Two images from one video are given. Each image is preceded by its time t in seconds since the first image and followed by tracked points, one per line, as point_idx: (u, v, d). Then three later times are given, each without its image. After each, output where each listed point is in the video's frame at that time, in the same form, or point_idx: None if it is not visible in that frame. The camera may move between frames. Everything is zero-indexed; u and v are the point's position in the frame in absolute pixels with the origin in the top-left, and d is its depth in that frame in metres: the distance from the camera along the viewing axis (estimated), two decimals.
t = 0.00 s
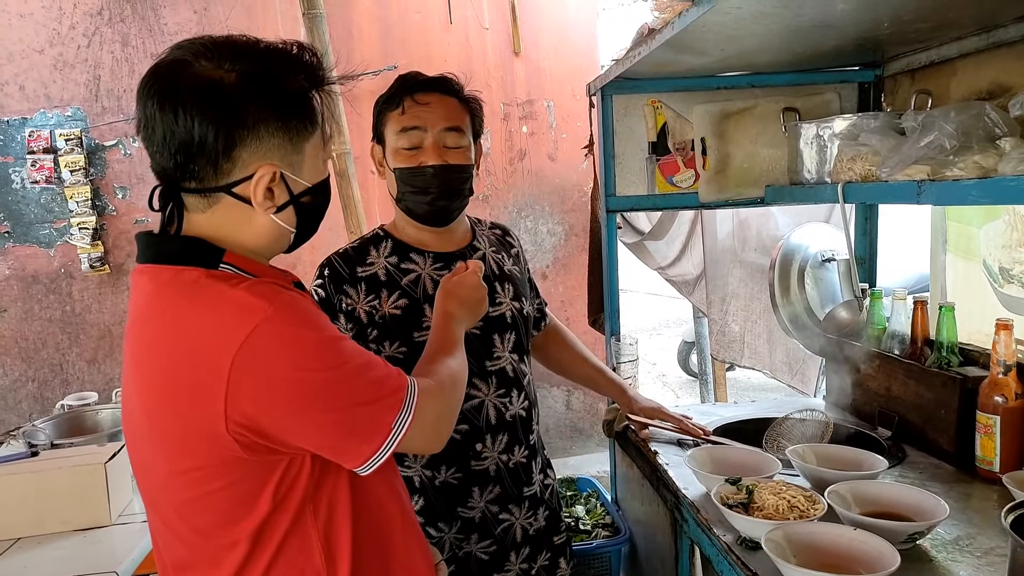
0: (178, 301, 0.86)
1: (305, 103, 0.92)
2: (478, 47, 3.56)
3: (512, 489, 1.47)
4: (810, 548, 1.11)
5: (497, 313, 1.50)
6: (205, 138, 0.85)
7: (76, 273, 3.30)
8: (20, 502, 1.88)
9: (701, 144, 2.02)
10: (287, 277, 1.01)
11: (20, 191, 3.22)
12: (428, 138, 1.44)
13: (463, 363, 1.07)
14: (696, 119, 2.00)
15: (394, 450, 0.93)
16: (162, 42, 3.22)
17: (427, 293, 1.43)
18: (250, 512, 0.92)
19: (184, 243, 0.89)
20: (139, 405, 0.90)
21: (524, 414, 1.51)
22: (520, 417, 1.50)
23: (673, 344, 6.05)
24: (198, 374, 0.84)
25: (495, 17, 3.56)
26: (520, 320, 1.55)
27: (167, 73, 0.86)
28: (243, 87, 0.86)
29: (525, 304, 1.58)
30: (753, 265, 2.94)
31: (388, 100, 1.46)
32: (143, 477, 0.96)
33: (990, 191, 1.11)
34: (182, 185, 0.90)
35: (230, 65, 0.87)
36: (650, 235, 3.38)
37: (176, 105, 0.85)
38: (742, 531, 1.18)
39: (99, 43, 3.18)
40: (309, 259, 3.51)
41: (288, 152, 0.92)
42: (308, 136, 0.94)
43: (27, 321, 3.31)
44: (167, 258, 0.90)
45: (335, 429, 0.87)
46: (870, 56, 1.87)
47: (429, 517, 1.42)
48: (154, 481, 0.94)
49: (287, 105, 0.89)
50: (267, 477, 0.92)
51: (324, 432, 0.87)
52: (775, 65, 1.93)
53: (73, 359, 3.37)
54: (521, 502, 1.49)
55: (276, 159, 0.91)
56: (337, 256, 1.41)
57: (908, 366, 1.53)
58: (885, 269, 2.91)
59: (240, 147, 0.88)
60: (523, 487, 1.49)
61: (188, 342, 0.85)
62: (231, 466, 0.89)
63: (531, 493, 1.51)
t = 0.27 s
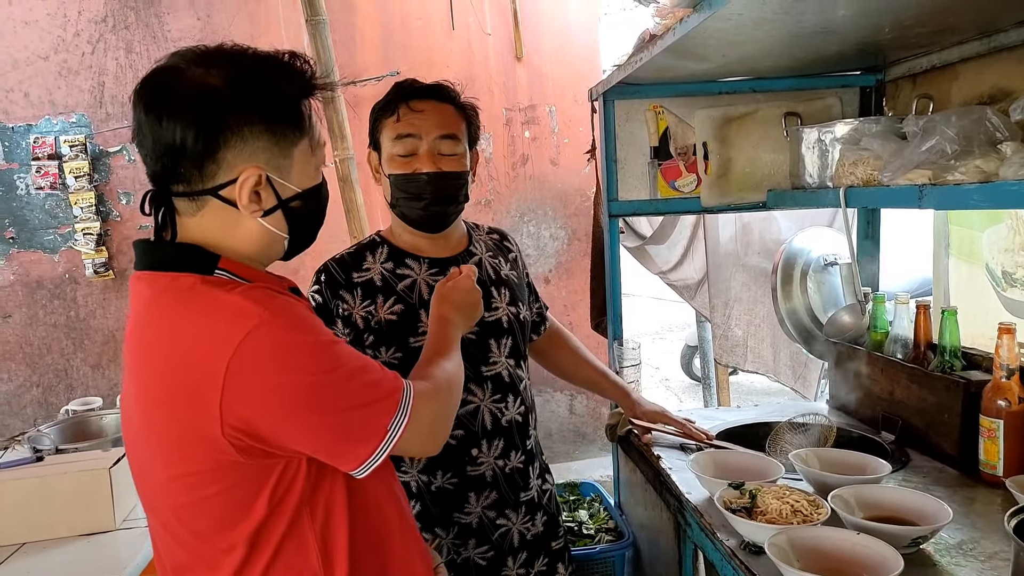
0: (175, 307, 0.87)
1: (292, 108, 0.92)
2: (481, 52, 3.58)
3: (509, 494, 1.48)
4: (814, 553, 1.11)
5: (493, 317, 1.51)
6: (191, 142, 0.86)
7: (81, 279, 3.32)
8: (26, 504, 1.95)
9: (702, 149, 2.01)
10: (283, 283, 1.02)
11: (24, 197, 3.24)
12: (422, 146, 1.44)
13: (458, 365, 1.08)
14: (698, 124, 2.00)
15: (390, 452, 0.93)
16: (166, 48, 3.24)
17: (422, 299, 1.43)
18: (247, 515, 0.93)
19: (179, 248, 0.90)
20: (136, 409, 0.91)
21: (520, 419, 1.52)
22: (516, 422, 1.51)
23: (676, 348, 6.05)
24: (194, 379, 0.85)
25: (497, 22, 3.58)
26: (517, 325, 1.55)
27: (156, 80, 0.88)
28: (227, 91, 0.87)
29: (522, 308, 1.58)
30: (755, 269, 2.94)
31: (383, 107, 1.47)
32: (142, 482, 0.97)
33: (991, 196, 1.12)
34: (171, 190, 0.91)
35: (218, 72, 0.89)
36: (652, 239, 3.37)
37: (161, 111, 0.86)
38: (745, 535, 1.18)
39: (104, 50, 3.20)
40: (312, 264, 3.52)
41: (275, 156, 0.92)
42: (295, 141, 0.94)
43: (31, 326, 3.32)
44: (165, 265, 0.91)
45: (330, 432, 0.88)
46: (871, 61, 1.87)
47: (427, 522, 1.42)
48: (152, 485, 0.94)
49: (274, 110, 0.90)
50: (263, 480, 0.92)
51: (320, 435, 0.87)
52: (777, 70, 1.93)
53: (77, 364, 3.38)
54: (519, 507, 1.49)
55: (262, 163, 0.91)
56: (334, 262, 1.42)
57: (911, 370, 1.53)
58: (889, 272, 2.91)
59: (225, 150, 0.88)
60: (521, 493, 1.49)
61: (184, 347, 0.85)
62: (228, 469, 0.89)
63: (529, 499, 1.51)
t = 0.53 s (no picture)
0: (171, 306, 0.87)
1: (286, 104, 0.93)
2: (484, 54, 3.58)
3: (512, 493, 1.48)
4: (815, 555, 1.11)
5: (497, 317, 1.51)
6: (184, 138, 0.87)
7: (85, 278, 3.33)
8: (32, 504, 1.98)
9: (706, 150, 2.02)
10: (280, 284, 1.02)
11: (30, 197, 3.25)
12: (431, 149, 1.45)
13: (456, 368, 1.08)
14: (702, 126, 2.00)
15: (383, 455, 0.93)
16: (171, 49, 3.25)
17: (427, 298, 1.44)
18: (237, 515, 0.93)
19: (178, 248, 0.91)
20: (129, 406, 0.91)
21: (523, 418, 1.53)
22: (519, 421, 1.51)
23: (678, 350, 6.05)
24: (188, 377, 0.85)
25: (501, 24, 3.58)
26: (519, 326, 1.55)
27: (149, 79, 0.88)
28: (221, 89, 0.88)
29: (524, 308, 1.58)
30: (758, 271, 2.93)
31: (391, 108, 1.47)
32: (132, 479, 0.97)
33: (995, 198, 1.12)
34: (167, 188, 0.91)
35: (209, 69, 0.89)
36: (655, 241, 3.38)
37: (156, 110, 0.86)
38: (747, 537, 1.18)
39: (109, 51, 3.21)
40: (316, 264, 3.53)
41: (270, 153, 0.93)
42: (291, 138, 0.95)
43: (35, 326, 3.33)
44: (161, 263, 0.91)
45: (323, 434, 0.88)
46: (875, 63, 1.87)
47: (430, 522, 1.42)
48: (142, 482, 0.94)
49: (267, 106, 0.90)
50: (255, 480, 0.93)
51: (312, 438, 0.88)
52: (781, 72, 1.93)
53: (81, 363, 3.39)
54: (521, 505, 1.49)
55: (258, 160, 0.92)
56: (337, 261, 1.42)
57: (914, 373, 1.53)
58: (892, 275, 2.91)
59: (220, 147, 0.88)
60: (523, 491, 1.50)
61: (178, 346, 0.86)
62: (220, 468, 0.89)
63: (531, 497, 1.51)
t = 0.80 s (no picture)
0: (170, 316, 0.87)
1: (279, 99, 0.94)
2: (485, 57, 3.59)
3: (513, 493, 1.48)
4: (815, 557, 1.12)
5: (498, 319, 1.51)
6: (178, 137, 0.87)
7: (85, 280, 3.33)
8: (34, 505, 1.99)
9: (706, 153, 2.02)
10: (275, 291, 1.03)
11: (30, 198, 3.26)
12: (436, 153, 1.46)
13: (454, 373, 1.09)
14: (702, 129, 2.01)
15: (385, 467, 0.94)
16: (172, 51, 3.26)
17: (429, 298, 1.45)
18: (231, 527, 0.93)
19: (172, 253, 0.91)
20: (121, 418, 0.91)
21: (524, 419, 1.53)
22: (520, 422, 1.52)
23: (677, 353, 6.05)
24: (188, 389, 0.85)
25: (502, 27, 3.59)
26: (520, 326, 1.56)
27: (138, 76, 0.87)
28: (212, 85, 0.88)
29: (524, 309, 1.59)
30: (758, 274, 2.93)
31: (396, 111, 1.47)
32: (118, 491, 0.96)
33: (994, 202, 1.12)
34: (159, 188, 0.91)
35: (199, 65, 0.89)
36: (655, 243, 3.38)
37: (146, 108, 0.86)
38: (747, 539, 1.19)
39: (111, 52, 3.22)
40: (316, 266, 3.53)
41: (265, 151, 0.93)
42: (284, 135, 0.96)
43: (36, 326, 3.33)
44: (155, 269, 0.91)
45: (324, 447, 0.88)
46: (875, 67, 1.88)
47: (432, 522, 1.42)
48: (130, 495, 0.93)
49: (261, 103, 0.91)
50: (252, 493, 0.92)
51: (313, 451, 0.88)
52: (781, 76, 1.94)
53: (81, 364, 3.39)
54: (523, 505, 1.49)
55: (253, 159, 0.92)
56: (339, 261, 1.42)
57: (913, 375, 1.53)
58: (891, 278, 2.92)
59: (215, 146, 0.89)
60: (524, 491, 1.50)
61: (178, 358, 0.85)
62: (217, 481, 0.89)
63: (532, 497, 1.52)
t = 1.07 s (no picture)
0: (165, 320, 0.87)
1: (270, 99, 0.93)
2: (486, 54, 3.59)
3: (515, 492, 1.48)
4: (818, 554, 1.11)
5: (498, 318, 1.51)
6: (168, 139, 0.87)
7: (87, 279, 3.33)
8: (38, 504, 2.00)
9: (708, 150, 2.01)
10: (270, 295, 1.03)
11: (32, 198, 3.26)
12: (436, 153, 1.45)
13: (450, 378, 1.09)
14: (703, 126, 2.00)
15: (377, 473, 0.95)
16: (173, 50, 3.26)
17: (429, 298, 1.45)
18: (224, 531, 0.93)
19: (165, 255, 0.91)
20: (116, 420, 0.91)
21: (524, 418, 1.53)
22: (521, 421, 1.52)
23: (679, 350, 6.05)
24: (182, 394, 0.85)
25: (503, 24, 3.59)
26: (520, 325, 1.56)
27: (128, 77, 0.88)
28: (201, 85, 0.88)
29: (524, 308, 1.59)
30: (759, 271, 2.93)
31: (395, 110, 1.47)
32: (113, 491, 0.96)
33: (997, 197, 1.12)
34: (151, 190, 0.91)
35: (189, 65, 0.89)
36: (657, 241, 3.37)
37: (136, 110, 0.86)
38: (749, 536, 1.18)
39: (111, 52, 3.22)
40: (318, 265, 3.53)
41: (258, 151, 0.93)
42: (278, 135, 0.95)
43: (38, 326, 3.34)
44: (148, 271, 0.91)
45: (317, 453, 0.89)
46: (876, 63, 1.87)
47: (433, 522, 1.42)
48: (124, 496, 0.93)
49: (252, 102, 0.90)
50: (246, 497, 0.93)
51: (306, 457, 0.88)
52: (782, 72, 1.93)
53: (83, 364, 3.40)
54: (524, 504, 1.50)
55: (245, 160, 0.92)
56: (337, 262, 1.42)
57: (916, 372, 1.53)
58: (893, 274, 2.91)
59: (206, 146, 0.89)
60: (526, 489, 1.50)
61: (172, 363, 0.85)
62: (210, 485, 0.89)
63: (533, 496, 1.52)
